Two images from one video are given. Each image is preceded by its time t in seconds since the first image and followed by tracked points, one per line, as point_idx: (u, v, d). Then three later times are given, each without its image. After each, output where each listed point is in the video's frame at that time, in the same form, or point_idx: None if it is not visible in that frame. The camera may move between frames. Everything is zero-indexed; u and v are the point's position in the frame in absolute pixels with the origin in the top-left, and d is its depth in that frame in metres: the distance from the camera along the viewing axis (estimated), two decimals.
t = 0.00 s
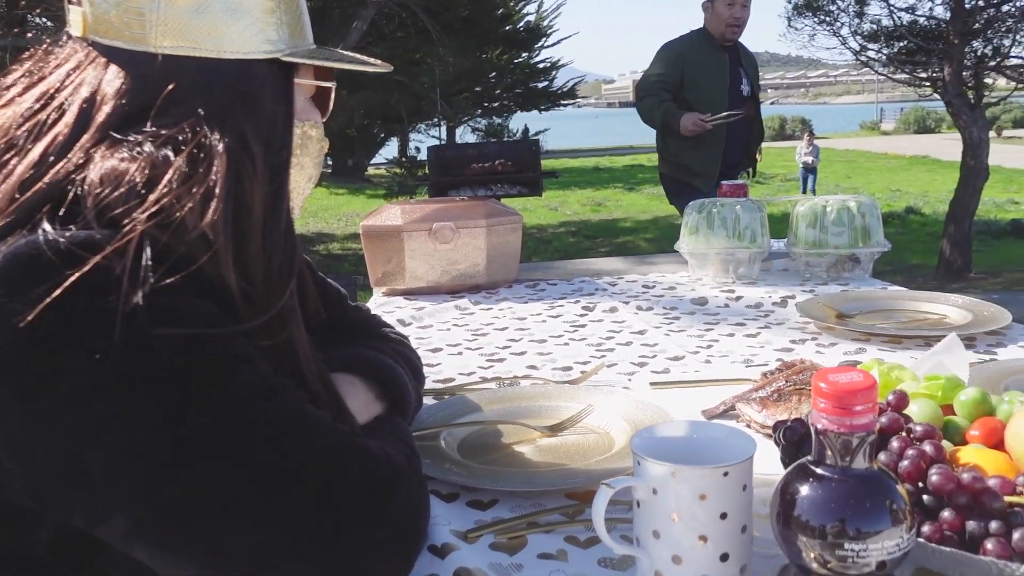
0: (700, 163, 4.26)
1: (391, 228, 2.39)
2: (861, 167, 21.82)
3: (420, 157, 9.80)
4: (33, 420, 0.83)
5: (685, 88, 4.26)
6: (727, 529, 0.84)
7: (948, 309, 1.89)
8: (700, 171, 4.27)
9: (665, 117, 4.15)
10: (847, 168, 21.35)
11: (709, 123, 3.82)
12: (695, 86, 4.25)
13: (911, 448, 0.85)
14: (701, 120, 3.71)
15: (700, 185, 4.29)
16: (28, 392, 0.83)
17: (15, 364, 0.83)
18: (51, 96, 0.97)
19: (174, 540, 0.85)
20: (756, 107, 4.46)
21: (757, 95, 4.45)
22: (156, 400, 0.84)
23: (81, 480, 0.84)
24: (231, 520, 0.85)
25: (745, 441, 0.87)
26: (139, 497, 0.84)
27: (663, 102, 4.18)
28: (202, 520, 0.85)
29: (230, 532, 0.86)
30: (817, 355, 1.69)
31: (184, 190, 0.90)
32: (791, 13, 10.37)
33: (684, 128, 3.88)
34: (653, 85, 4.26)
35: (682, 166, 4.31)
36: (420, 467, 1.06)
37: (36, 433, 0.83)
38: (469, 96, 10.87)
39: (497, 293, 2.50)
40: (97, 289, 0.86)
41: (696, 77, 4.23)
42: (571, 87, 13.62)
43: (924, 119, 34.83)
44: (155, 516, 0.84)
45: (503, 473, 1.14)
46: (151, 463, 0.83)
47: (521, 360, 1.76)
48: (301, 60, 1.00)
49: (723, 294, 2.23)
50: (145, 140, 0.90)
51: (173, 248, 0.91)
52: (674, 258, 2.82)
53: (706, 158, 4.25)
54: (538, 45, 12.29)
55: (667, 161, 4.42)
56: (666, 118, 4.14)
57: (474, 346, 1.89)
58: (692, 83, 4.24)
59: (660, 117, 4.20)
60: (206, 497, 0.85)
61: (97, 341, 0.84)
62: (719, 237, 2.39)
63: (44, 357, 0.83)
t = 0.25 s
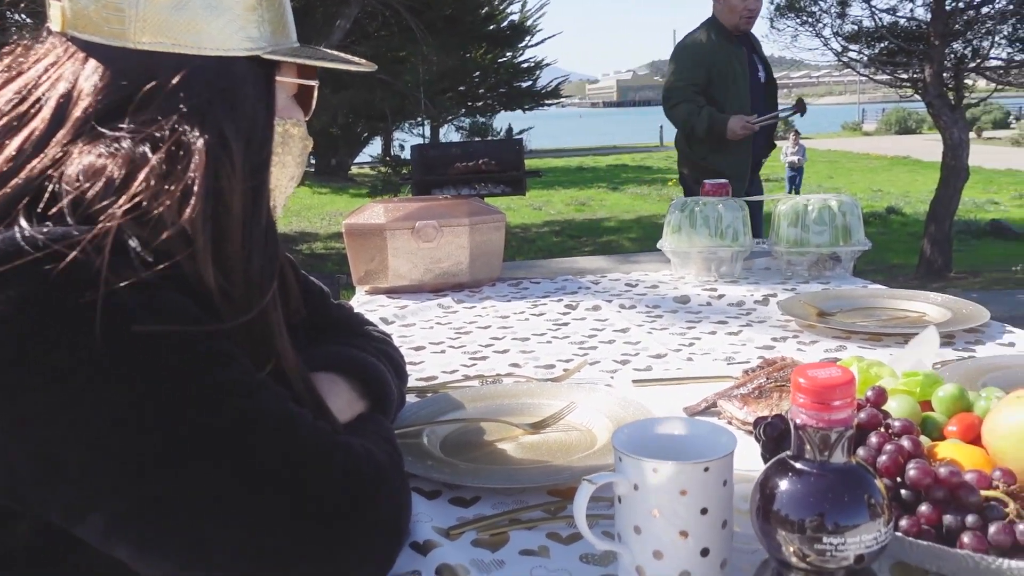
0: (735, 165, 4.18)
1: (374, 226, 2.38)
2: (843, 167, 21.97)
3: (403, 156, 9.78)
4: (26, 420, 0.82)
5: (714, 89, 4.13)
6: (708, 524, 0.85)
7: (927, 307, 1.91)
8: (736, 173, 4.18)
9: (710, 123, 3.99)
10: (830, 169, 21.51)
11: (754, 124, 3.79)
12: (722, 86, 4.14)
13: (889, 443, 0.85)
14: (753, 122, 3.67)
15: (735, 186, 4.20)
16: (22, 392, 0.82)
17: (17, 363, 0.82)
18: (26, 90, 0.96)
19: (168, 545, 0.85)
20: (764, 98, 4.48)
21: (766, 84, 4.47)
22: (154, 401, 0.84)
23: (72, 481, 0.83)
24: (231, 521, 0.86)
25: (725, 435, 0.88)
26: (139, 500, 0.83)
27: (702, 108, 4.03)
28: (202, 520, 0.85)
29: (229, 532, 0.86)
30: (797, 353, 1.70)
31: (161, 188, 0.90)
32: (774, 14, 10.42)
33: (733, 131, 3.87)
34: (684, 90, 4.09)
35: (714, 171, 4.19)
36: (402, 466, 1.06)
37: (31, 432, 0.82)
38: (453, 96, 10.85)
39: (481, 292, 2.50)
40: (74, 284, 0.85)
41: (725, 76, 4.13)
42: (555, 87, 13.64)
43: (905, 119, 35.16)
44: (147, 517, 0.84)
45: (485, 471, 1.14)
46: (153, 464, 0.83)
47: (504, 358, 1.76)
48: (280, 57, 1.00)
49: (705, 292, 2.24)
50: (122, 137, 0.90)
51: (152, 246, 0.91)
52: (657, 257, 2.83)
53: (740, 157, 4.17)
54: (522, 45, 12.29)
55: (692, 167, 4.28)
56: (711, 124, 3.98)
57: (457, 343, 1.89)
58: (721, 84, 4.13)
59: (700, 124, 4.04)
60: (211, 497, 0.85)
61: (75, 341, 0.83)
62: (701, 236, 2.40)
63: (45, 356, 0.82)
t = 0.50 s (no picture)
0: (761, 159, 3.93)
1: (353, 222, 2.38)
2: (821, 166, 22.12)
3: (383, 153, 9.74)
4: (20, 422, 0.81)
5: (743, 78, 3.87)
6: (684, 514, 0.85)
7: (903, 301, 1.93)
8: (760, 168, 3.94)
9: (745, 112, 3.72)
10: (808, 167, 21.66)
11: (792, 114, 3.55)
12: (751, 75, 3.89)
13: (863, 432, 0.86)
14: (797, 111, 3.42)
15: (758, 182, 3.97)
16: (15, 393, 0.81)
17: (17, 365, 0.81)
18: None
19: (160, 552, 0.85)
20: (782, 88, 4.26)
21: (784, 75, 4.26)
22: (151, 401, 0.84)
23: (66, 484, 0.82)
24: (231, 520, 0.87)
25: (700, 425, 0.89)
26: (138, 504, 0.83)
27: (737, 97, 3.74)
28: (202, 520, 0.85)
29: (228, 532, 0.86)
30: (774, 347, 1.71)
31: (136, 179, 0.88)
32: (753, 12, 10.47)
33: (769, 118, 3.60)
34: (715, 77, 3.79)
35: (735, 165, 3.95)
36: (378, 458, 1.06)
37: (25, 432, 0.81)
38: (432, 93, 10.82)
39: (459, 288, 2.49)
40: (45, 276, 0.84)
41: (754, 66, 3.88)
42: (535, 84, 13.62)
43: (882, 118, 35.46)
44: (142, 518, 0.84)
45: (463, 463, 1.14)
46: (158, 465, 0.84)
47: (482, 352, 1.76)
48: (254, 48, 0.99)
49: (683, 287, 2.25)
50: (94, 126, 0.89)
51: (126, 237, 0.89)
52: (637, 253, 2.83)
53: (764, 152, 3.94)
54: (502, 43, 12.27)
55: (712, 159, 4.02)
56: (747, 114, 3.70)
57: (436, 339, 1.89)
58: (750, 73, 3.87)
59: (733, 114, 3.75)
60: (212, 497, 0.86)
61: (44, 330, 0.82)
62: (679, 232, 2.41)
63: (47, 358, 0.82)
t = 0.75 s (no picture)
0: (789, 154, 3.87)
1: (327, 213, 2.36)
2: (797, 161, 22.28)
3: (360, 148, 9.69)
4: (19, 424, 0.81)
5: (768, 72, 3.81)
6: (652, 500, 0.86)
7: (873, 291, 1.95)
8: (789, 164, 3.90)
9: (764, 102, 3.65)
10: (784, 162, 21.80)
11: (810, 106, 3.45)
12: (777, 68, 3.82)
13: (828, 417, 0.87)
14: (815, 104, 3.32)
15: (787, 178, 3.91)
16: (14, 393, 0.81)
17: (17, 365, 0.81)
18: None
19: (145, 554, 0.85)
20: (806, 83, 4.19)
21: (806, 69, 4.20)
22: (151, 401, 0.85)
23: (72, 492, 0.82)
24: (218, 518, 0.87)
25: (669, 411, 0.89)
26: (139, 505, 0.84)
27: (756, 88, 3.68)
28: (178, 516, 0.85)
29: (230, 533, 0.87)
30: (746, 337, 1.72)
31: (97, 168, 0.88)
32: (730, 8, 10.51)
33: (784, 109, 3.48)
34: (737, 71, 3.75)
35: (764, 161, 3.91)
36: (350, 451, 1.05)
37: (20, 434, 0.81)
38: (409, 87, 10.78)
39: (434, 280, 2.49)
40: (4, 266, 0.84)
41: (774, 62, 3.83)
42: (512, 79, 13.61)
43: (857, 114, 35.76)
44: (145, 522, 0.84)
45: (435, 453, 1.14)
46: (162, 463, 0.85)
47: (456, 344, 1.76)
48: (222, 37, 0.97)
49: (657, 279, 2.26)
50: (55, 115, 0.88)
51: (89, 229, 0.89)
52: (612, 245, 2.84)
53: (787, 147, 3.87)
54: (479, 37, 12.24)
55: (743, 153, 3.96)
56: (766, 106, 3.63)
57: (410, 331, 1.89)
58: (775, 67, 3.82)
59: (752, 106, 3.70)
60: (211, 497, 0.87)
61: (6, 320, 0.82)
62: (654, 224, 2.41)
63: (46, 357, 0.82)
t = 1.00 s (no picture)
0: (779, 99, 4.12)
1: (264, 193, 2.31)
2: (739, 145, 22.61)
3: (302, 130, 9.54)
4: (15, 421, 0.81)
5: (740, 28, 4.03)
6: (582, 471, 0.86)
7: (806, 269, 1.99)
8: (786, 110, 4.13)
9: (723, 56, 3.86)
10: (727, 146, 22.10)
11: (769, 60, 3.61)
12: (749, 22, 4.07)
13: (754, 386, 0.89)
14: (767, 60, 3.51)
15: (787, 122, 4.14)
16: (16, 393, 0.81)
17: (20, 363, 0.81)
18: None
19: (118, 546, 0.86)
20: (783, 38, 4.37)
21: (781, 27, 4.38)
22: (151, 402, 0.87)
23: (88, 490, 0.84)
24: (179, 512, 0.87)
25: (599, 382, 0.90)
26: (138, 505, 0.85)
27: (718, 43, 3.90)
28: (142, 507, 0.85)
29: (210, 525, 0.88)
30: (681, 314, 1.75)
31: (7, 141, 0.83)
32: None
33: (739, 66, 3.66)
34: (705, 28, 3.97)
35: (762, 111, 4.15)
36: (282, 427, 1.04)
37: (24, 437, 0.81)
38: (353, 69, 10.63)
39: (374, 260, 2.47)
40: None
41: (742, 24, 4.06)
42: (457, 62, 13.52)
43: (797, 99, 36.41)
44: (155, 526, 0.86)
45: (369, 430, 1.13)
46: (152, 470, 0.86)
47: (394, 323, 1.75)
48: None
49: (596, 258, 2.28)
50: None
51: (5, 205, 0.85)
52: (553, 226, 2.84)
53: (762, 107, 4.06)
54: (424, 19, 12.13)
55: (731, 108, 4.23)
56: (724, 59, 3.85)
57: (348, 311, 1.87)
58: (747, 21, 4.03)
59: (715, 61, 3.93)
60: (213, 497, 0.88)
61: None
62: (593, 204, 2.42)
63: (46, 355, 0.82)
